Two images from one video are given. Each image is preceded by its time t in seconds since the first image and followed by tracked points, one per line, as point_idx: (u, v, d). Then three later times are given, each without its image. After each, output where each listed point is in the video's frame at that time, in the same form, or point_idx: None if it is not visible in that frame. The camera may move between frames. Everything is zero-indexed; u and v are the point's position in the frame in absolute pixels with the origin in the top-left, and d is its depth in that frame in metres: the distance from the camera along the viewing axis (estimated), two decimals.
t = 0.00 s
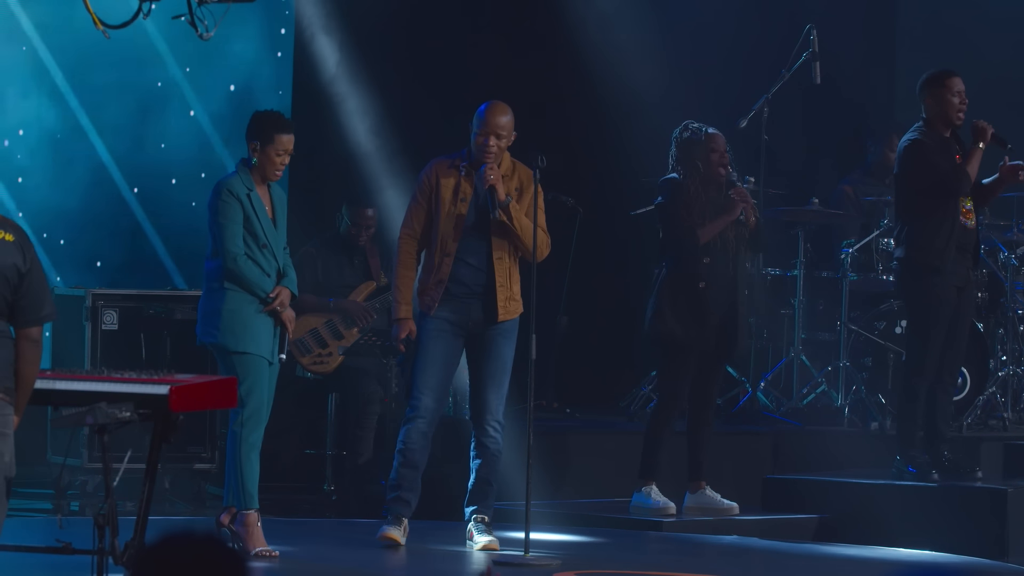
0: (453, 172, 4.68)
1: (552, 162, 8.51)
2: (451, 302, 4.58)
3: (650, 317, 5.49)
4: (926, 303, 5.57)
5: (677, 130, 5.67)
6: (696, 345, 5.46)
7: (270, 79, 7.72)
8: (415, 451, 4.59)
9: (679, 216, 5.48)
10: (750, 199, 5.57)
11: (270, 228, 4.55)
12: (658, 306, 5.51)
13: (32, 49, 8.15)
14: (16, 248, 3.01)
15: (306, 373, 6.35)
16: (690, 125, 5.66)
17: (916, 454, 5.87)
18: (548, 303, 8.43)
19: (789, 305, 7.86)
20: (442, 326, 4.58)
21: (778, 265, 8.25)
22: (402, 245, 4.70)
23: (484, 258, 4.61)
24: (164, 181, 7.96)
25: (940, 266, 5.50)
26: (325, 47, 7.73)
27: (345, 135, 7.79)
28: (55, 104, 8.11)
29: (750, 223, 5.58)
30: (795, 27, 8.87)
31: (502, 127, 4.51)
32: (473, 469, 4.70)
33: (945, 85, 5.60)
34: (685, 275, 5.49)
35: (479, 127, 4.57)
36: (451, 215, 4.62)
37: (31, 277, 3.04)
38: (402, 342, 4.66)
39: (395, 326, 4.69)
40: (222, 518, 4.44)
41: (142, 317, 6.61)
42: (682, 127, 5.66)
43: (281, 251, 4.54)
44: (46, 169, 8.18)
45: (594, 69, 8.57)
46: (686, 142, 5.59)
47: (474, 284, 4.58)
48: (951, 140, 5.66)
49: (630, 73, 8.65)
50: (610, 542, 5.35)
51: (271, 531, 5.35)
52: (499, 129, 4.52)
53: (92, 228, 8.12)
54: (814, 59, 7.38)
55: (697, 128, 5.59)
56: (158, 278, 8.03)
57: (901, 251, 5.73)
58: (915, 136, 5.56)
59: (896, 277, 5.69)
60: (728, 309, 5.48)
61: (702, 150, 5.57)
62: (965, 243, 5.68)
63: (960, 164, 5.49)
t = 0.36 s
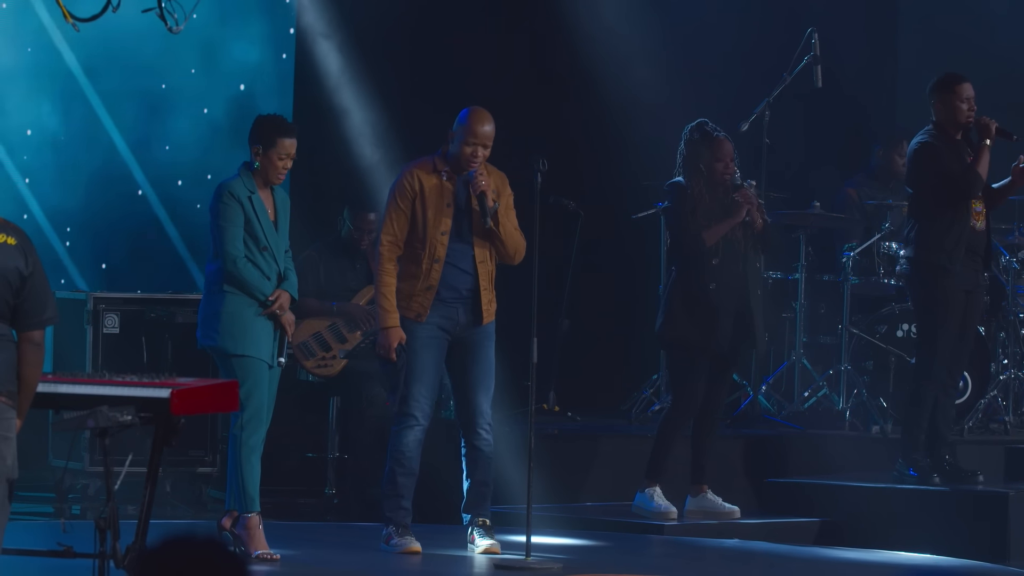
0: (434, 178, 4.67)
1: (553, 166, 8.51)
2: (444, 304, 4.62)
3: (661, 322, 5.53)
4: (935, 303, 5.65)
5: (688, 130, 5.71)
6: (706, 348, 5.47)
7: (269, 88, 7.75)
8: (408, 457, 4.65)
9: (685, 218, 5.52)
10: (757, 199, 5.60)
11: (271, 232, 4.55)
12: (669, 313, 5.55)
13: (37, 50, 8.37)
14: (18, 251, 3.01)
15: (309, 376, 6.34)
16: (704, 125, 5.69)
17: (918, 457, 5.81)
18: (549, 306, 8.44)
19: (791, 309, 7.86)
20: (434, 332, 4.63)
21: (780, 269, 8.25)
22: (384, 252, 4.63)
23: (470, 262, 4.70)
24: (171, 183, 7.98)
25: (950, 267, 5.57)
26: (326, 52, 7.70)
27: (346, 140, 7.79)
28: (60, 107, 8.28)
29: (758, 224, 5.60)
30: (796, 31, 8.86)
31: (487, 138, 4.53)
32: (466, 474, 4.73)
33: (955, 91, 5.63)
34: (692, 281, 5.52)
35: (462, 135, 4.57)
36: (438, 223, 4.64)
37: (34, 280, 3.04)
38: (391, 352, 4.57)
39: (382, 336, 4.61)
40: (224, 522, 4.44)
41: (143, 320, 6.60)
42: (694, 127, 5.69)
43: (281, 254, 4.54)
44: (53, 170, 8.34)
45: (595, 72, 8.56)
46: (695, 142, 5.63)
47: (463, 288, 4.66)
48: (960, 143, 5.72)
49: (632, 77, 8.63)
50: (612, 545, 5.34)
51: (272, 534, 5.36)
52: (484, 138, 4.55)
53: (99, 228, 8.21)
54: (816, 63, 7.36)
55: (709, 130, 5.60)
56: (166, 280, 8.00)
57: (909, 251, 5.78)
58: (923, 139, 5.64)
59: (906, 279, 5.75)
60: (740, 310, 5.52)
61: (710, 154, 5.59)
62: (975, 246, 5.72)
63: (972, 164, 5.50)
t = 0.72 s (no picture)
0: (422, 178, 4.71)
1: (555, 169, 8.51)
2: (435, 307, 4.68)
3: (663, 323, 5.55)
4: (940, 304, 5.67)
5: (701, 129, 5.71)
6: (711, 350, 5.46)
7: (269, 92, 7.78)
8: (403, 460, 4.70)
9: (688, 222, 5.53)
10: (762, 209, 5.54)
11: (274, 234, 4.55)
12: (672, 314, 5.56)
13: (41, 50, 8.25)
14: (22, 253, 3.01)
15: (311, 380, 6.21)
16: (718, 126, 5.68)
17: (920, 458, 5.82)
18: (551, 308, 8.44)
19: (793, 310, 7.85)
20: (424, 335, 4.68)
21: (782, 270, 8.23)
22: (375, 256, 4.63)
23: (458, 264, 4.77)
24: (178, 183, 7.99)
25: (955, 267, 5.60)
26: (329, 58, 7.80)
27: (348, 143, 7.81)
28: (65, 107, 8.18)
29: (762, 234, 5.56)
30: (798, 32, 8.83)
31: (474, 130, 4.66)
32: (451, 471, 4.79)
33: (961, 92, 5.67)
34: (694, 284, 5.53)
35: (447, 130, 4.67)
36: (431, 224, 4.69)
37: (38, 281, 3.04)
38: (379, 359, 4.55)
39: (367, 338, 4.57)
40: (227, 523, 4.44)
41: (146, 321, 6.57)
42: (706, 128, 5.68)
43: (284, 256, 4.55)
44: (53, 172, 8.23)
45: (595, 73, 8.56)
46: (707, 144, 5.63)
47: (451, 290, 4.72)
48: (968, 144, 5.72)
49: (633, 80, 8.63)
50: (614, 547, 5.35)
51: (274, 536, 5.37)
52: (470, 131, 4.68)
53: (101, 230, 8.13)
54: (818, 64, 7.32)
55: (719, 133, 5.62)
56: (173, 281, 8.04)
57: (916, 251, 5.80)
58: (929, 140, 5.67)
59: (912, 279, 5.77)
60: (742, 313, 5.52)
61: (719, 158, 5.60)
62: (980, 247, 5.73)
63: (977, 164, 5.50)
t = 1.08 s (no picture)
0: (425, 177, 4.73)
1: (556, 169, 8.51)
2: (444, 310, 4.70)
3: (663, 323, 5.56)
4: (942, 304, 5.67)
5: (703, 129, 5.72)
6: (709, 350, 5.47)
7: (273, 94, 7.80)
8: (410, 461, 4.70)
9: (689, 222, 5.52)
10: (763, 210, 5.54)
11: (280, 234, 4.56)
12: (672, 314, 5.57)
13: (47, 49, 8.35)
14: (26, 253, 3.01)
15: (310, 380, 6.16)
16: (721, 127, 5.68)
17: (922, 459, 5.84)
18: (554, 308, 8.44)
19: (795, 310, 7.84)
20: (435, 337, 4.69)
21: (784, 270, 8.23)
22: (385, 257, 4.63)
23: (466, 263, 4.83)
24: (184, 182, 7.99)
25: (955, 267, 5.61)
26: (335, 65, 7.81)
27: (349, 143, 7.81)
28: (72, 106, 8.28)
29: (762, 234, 5.57)
30: (799, 33, 8.82)
31: (468, 118, 4.71)
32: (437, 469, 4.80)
33: (962, 92, 5.68)
34: (694, 287, 5.53)
35: (443, 126, 4.71)
36: (436, 221, 4.70)
37: (42, 282, 3.05)
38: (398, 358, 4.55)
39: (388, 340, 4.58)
40: (228, 523, 4.45)
41: (147, 322, 6.55)
42: (709, 128, 5.68)
43: (291, 257, 4.55)
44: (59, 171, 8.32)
45: (597, 73, 8.56)
46: (710, 144, 5.64)
47: (460, 291, 4.78)
48: (968, 145, 5.73)
49: (635, 80, 8.63)
50: (615, 547, 5.36)
51: (276, 537, 5.38)
52: (464, 121, 4.73)
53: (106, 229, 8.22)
54: (822, 64, 7.29)
55: (725, 132, 5.63)
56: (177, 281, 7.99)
57: (916, 252, 5.82)
58: (928, 141, 5.69)
59: (912, 280, 5.76)
60: (742, 313, 5.50)
61: (722, 157, 5.61)
62: (980, 247, 5.73)
63: (977, 165, 5.52)
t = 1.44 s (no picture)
0: (445, 181, 4.76)
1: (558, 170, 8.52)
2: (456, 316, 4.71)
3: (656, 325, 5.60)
4: (942, 304, 5.71)
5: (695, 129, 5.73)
6: (702, 352, 5.54)
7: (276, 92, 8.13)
8: (414, 459, 4.74)
9: (679, 224, 5.56)
10: (754, 212, 5.59)
11: (288, 235, 4.56)
12: (665, 315, 5.60)
13: (53, 45, 8.00)
14: (19, 263, 3.02)
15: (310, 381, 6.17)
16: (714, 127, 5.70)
17: (924, 459, 5.86)
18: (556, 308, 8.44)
19: (797, 310, 7.84)
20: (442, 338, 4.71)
21: (787, 270, 8.21)
22: (406, 258, 4.65)
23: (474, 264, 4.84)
24: (194, 178, 8.09)
25: (954, 268, 5.62)
26: (341, 74, 7.84)
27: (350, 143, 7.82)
28: (79, 102, 8.02)
29: (754, 237, 5.59)
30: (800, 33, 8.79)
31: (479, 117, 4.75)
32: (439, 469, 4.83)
33: (961, 92, 5.70)
34: (689, 284, 5.58)
35: (456, 127, 4.75)
36: (453, 226, 4.75)
37: (36, 291, 3.05)
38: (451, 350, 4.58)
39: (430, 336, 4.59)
40: (229, 523, 4.47)
41: (149, 322, 6.53)
42: (702, 128, 5.70)
43: (298, 258, 4.56)
44: (62, 171, 8.07)
45: (599, 73, 8.56)
46: (701, 146, 5.65)
47: (469, 292, 4.79)
48: (967, 146, 5.75)
49: (637, 81, 8.62)
50: (617, 547, 5.37)
51: (278, 537, 5.39)
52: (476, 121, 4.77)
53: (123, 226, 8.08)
54: (824, 64, 7.23)
55: (719, 133, 5.61)
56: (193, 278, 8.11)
57: (916, 252, 5.84)
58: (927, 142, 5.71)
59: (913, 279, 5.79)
60: (734, 313, 5.53)
61: (715, 158, 5.60)
62: (980, 247, 5.75)
63: (975, 166, 5.55)
